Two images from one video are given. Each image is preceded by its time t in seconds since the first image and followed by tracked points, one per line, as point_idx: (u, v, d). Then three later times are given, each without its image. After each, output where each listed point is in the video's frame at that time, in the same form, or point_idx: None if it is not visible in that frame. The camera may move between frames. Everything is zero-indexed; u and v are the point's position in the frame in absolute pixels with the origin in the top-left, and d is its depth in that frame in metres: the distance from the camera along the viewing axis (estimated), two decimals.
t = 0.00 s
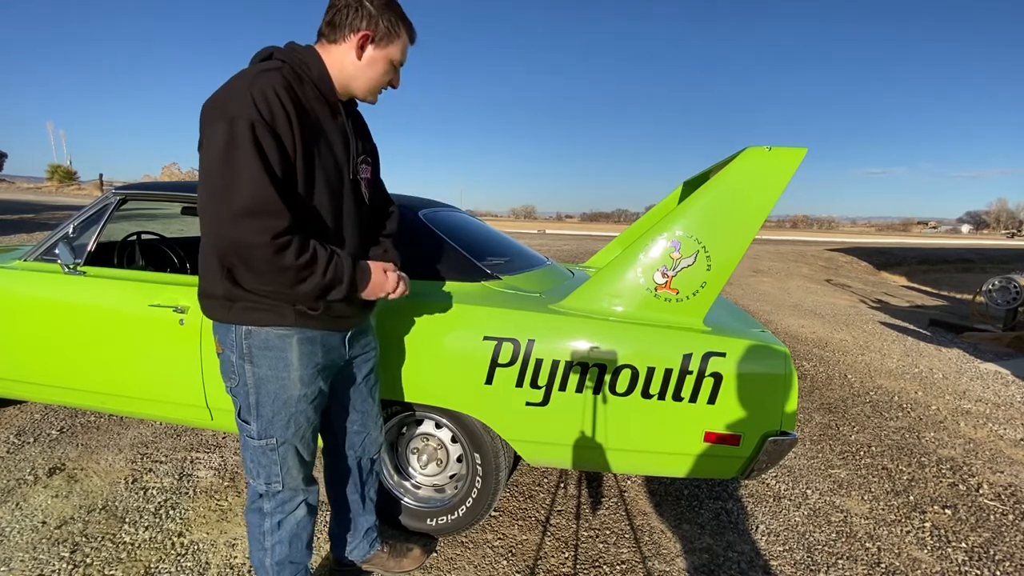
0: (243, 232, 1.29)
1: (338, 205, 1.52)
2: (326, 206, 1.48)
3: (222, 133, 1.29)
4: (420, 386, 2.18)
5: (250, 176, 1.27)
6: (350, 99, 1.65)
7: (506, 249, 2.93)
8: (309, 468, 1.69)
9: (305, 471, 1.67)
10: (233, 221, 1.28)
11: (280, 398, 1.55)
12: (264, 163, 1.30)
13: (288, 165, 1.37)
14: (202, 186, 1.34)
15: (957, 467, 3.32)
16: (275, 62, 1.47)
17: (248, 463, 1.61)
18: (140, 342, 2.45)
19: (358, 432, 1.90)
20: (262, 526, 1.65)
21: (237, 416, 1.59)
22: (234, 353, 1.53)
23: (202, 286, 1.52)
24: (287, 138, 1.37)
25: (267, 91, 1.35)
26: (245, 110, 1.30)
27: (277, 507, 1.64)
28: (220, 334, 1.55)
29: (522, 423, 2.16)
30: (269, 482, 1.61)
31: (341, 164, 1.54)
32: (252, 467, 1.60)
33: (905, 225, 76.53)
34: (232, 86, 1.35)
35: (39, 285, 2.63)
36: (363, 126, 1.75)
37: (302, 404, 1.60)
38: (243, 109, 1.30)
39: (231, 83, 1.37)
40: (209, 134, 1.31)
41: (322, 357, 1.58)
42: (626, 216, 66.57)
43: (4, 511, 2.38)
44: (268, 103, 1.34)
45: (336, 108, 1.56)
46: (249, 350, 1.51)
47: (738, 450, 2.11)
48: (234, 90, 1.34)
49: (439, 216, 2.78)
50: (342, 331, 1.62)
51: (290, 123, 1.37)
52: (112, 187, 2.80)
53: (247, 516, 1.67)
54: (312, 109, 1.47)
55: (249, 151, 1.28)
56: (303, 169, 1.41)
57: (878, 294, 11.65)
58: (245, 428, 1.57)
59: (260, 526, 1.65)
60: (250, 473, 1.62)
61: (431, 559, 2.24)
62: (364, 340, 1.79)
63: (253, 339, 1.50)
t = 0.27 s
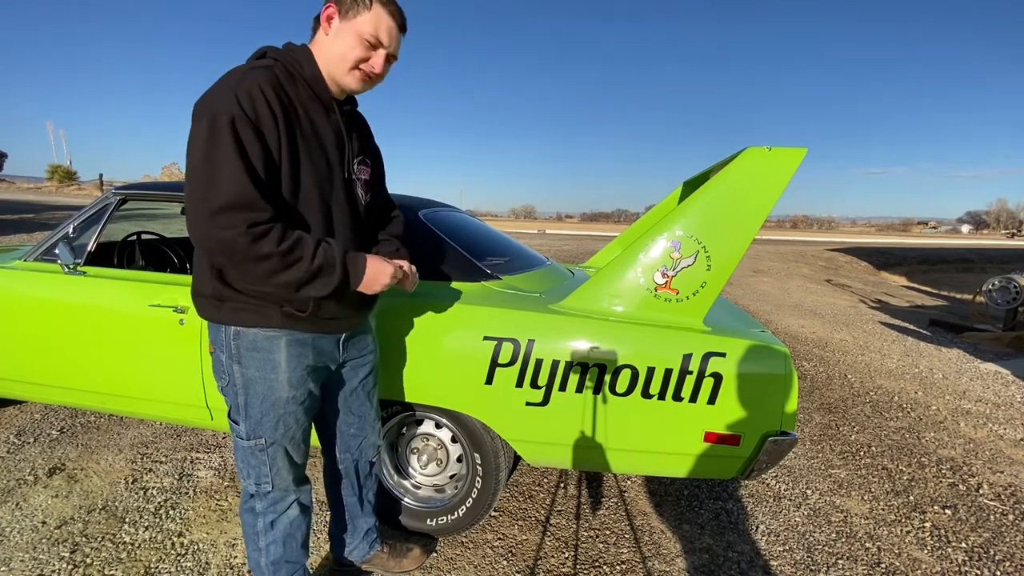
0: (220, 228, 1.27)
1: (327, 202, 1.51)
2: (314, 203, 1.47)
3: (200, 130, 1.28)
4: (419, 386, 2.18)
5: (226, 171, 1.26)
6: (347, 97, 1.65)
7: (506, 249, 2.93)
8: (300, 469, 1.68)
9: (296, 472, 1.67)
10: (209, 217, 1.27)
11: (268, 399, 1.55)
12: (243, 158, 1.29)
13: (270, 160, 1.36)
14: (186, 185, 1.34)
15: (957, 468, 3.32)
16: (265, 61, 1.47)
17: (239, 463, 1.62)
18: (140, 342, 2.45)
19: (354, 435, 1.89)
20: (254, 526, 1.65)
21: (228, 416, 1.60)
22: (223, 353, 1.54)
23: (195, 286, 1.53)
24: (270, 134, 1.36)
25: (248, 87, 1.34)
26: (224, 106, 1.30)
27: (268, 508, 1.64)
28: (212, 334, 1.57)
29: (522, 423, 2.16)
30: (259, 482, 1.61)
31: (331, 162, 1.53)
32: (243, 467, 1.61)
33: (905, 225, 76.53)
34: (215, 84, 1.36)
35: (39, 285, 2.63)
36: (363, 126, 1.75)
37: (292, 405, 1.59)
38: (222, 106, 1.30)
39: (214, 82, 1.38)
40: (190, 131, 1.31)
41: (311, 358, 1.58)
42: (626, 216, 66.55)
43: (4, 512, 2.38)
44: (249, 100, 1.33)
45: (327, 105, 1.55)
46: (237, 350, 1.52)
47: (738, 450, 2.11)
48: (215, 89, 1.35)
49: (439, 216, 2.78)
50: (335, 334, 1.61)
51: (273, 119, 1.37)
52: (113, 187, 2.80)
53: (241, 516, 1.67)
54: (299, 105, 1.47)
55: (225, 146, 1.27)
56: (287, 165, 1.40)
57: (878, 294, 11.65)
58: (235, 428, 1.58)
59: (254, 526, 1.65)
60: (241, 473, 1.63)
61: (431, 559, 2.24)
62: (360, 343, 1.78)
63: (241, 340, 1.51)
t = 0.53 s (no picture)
0: (186, 213, 1.26)
1: (319, 199, 1.50)
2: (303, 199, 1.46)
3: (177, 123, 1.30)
4: (419, 386, 2.18)
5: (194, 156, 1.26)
6: (346, 97, 1.65)
7: (506, 249, 2.92)
8: (299, 469, 1.68)
9: (294, 473, 1.67)
10: (176, 203, 1.27)
11: (264, 399, 1.55)
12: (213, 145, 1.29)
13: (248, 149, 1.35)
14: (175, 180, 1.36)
15: (957, 468, 3.32)
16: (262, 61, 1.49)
17: (237, 463, 1.62)
18: (140, 342, 2.45)
19: (353, 436, 1.89)
20: (253, 526, 1.65)
21: (227, 416, 1.61)
22: (220, 353, 1.55)
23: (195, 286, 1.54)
24: (253, 127, 1.36)
25: (232, 82, 1.36)
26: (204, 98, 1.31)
27: (267, 508, 1.64)
28: (211, 334, 1.58)
29: (522, 424, 2.16)
30: (257, 482, 1.61)
31: (324, 158, 1.52)
32: (241, 468, 1.61)
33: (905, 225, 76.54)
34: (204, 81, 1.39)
35: (39, 285, 2.63)
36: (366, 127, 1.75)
37: (289, 405, 1.59)
38: (200, 99, 1.32)
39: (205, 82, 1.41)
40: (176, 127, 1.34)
41: (307, 359, 1.57)
42: (626, 216, 66.54)
43: (4, 512, 2.38)
44: (232, 92, 1.34)
45: (325, 104, 1.55)
46: (232, 350, 1.52)
47: (738, 450, 2.11)
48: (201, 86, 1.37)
49: (439, 216, 2.78)
50: (331, 335, 1.61)
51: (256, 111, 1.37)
52: (113, 187, 2.80)
53: (240, 517, 1.68)
54: (290, 102, 1.47)
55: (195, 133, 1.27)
56: (273, 158, 1.39)
57: (878, 294, 11.65)
58: (232, 429, 1.59)
59: (253, 527, 1.65)
60: (240, 473, 1.63)
61: (431, 559, 2.24)
62: (358, 344, 1.78)
63: (236, 339, 1.51)
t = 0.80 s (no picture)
0: (198, 221, 1.26)
1: (321, 199, 1.50)
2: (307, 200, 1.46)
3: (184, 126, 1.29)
4: (420, 386, 2.18)
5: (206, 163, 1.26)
6: (346, 96, 1.65)
7: (506, 249, 2.92)
8: (303, 470, 1.68)
9: (299, 473, 1.67)
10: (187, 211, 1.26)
11: (270, 399, 1.55)
12: (223, 151, 1.29)
13: (254, 154, 1.35)
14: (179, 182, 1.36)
15: (957, 467, 3.32)
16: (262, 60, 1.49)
17: (241, 464, 1.62)
18: (140, 342, 2.45)
19: (355, 435, 1.90)
20: (257, 527, 1.65)
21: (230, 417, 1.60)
22: (225, 353, 1.55)
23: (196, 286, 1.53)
24: (257, 129, 1.36)
25: (235, 84, 1.35)
26: (211, 101, 1.31)
27: (271, 509, 1.64)
28: (213, 334, 1.57)
29: (522, 424, 2.16)
30: (262, 483, 1.61)
31: (326, 159, 1.52)
32: (245, 468, 1.61)
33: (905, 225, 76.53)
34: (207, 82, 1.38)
35: (39, 285, 2.63)
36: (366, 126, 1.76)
37: (294, 405, 1.59)
38: (206, 101, 1.31)
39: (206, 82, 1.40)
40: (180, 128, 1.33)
41: (312, 359, 1.57)
42: (626, 216, 66.54)
43: (4, 512, 2.38)
44: (237, 96, 1.34)
45: (325, 103, 1.55)
46: (238, 350, 1.52)
47: (738, 450, 2.11)
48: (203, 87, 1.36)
49: (439, 216, 2.78)
50: (335, 333, 1.61)
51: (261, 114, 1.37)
52: (113, 187, 2.80)
53: (244, 518, 1.67)
54: (291, 102, 1.47)
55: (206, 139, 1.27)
56: (276, 160, 1.40)
57: (878, 294, 11.65)
58: (237, 429, 1.58)
59: (256, 528, 1.65)
60: (244, 474, 1.63)
61: (431, 559, 2.24)
62: (361, 344, 1.78)
63: (241, 339, 1.51)
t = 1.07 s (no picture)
0: (225, 231, 1.26)
1: (327, 201, 1.51)
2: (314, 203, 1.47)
3: (200, 130, 1.28)
4: (420, 386, 2.18)
5: (230, 172, 1.25)
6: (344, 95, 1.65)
7: (506, 249, 2.92)
8: (306, 470, 1.69)
9: (302, 474, 1.67)
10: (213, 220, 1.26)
11: (274, 400, 1.55)
12: (245, 159, 1.29)
13: (270, 161, 1.35)
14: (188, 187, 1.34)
15: (957, 468, 3.32)
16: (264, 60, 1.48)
17: (244, 466, 1.62)
18: (140, 342, 2.45)
19: (357, 436, 1.90)
20: (259, 528, 1.65)
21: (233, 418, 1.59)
22: (228, 354, 1.54)
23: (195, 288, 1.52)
24: (269, 134, 1.36)
25: (246, 87, 1.35)
26: (226, 107, 1.30)
27: (274, 511, 1.63)
28: (215, 335, 1.56)
29: (522, 424, 2.16)
30: (265, 484, 1.61)
31: (331, 162, 1.52)
32: (248, 470, 1.61)
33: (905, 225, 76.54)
34: (216, 84, 1.36)
35: (39, 285, 2.63)
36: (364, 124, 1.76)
37: (298, 406, 1.59)
38: (221, 106, 1.30)
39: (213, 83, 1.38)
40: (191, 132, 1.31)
41: (316, 359, 1.58)
42: (627, 216, 66.53)
43: (4, 511, 2.38)
44: (250, 101, 1.34)
45: (325, 103, 1.55)
46: (241, 352, 1.51)
47: (738, 450, 2.11)
48: (214, 89, 1.35)
49: (439, 216, 2.78)
50: (338, 333, 1.61)
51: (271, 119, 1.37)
52: (113, 187, 2.80)
53: (246, 519, 1.67)
54: (296, 104, 1.46)
55: (228, 147, 1.26)
56: (287, 164, 1.40)
57: (878, 294, 11.65)
58: (240, 431, 1.58)
59: (259, 529, 1.65)
60: (246, 476, 1.63)
61: (431, 559, 2.24)
62: (362, 344, 1.78)
63: (245, 340, 1.50)
